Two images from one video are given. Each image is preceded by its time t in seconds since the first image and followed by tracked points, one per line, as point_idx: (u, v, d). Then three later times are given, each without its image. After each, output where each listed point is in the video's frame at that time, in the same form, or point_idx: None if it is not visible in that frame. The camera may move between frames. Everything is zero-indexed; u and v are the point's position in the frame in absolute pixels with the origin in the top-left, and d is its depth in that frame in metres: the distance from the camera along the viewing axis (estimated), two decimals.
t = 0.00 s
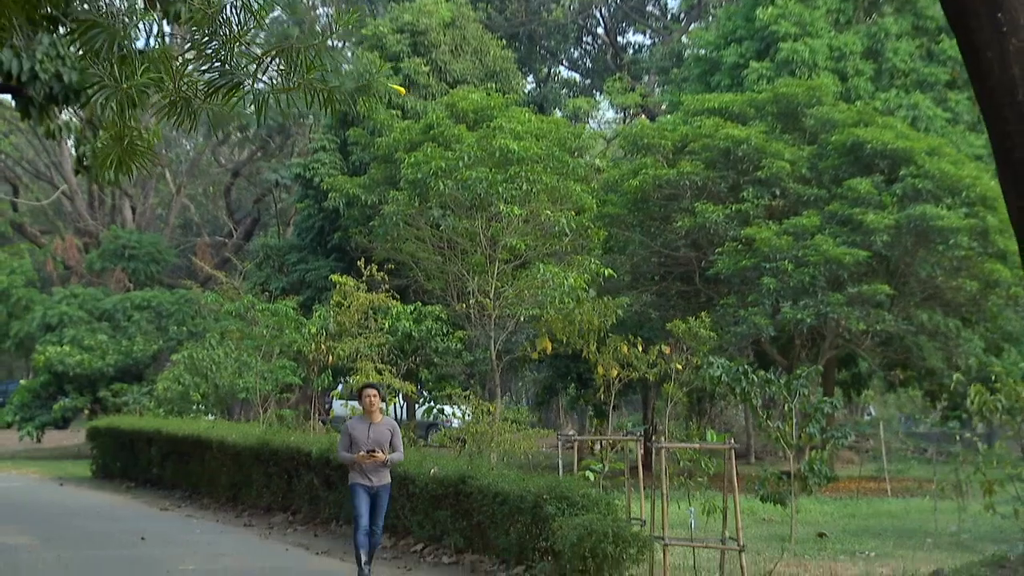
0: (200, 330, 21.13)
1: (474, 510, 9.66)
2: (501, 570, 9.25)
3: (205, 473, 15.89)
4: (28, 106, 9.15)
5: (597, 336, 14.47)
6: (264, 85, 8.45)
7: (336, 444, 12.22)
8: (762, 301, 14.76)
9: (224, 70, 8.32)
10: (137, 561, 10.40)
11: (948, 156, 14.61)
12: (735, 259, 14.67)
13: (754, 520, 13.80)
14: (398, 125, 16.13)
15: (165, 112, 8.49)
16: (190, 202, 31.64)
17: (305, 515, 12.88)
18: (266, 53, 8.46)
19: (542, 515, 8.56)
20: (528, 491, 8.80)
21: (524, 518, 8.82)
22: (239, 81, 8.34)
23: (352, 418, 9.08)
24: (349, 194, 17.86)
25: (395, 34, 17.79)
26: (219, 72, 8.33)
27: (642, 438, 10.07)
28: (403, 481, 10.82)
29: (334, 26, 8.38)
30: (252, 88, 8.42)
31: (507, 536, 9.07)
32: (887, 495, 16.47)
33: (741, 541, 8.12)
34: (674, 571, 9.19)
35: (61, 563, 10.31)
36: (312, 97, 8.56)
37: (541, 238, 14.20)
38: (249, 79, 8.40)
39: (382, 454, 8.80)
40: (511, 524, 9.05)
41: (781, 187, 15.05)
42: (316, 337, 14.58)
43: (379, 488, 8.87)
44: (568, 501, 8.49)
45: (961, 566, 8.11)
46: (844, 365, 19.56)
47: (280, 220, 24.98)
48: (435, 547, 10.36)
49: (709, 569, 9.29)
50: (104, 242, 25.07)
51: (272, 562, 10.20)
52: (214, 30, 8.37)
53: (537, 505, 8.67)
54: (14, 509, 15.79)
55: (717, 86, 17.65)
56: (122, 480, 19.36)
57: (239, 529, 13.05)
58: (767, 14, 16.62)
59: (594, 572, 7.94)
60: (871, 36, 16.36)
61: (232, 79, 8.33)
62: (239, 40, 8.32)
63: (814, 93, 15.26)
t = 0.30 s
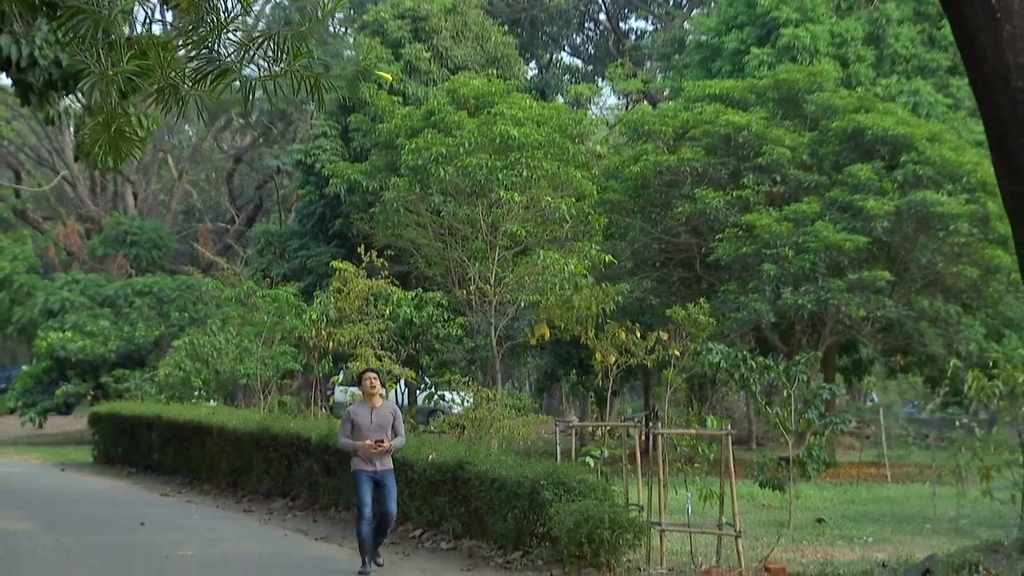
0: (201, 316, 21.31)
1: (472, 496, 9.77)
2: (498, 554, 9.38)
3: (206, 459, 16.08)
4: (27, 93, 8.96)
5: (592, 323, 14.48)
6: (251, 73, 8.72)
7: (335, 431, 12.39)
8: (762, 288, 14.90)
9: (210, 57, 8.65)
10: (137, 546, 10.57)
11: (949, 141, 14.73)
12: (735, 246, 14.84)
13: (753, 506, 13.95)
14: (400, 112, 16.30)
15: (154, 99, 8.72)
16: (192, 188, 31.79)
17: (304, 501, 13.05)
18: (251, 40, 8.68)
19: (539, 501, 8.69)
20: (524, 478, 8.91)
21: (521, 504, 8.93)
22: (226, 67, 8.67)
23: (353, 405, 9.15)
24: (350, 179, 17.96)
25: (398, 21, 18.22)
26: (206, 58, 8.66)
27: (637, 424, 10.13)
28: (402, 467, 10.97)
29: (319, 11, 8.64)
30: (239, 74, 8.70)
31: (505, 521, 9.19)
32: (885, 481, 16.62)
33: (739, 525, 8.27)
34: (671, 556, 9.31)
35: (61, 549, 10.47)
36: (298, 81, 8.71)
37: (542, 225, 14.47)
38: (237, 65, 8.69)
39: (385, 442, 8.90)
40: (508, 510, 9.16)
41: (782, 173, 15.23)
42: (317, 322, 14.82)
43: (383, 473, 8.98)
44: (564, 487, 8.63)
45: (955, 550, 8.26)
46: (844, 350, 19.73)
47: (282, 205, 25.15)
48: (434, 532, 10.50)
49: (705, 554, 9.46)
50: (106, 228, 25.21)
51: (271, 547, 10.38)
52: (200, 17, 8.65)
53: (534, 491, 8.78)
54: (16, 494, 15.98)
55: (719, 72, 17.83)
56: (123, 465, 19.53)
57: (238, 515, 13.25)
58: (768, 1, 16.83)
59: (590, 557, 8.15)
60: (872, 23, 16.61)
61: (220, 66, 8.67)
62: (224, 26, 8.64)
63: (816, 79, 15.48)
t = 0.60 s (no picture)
0: (204, 304, 21.44)
1: (470, 484, 9.87)
2: (496, 542, 9.44)
3: (208, 446, 16.21)
4: (27, 81, 8.24)
5: (591, 309, 14.67)
6: (240, 62, 8.93)
7: (335, 420, 12.51)
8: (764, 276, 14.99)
9: (199, 45, 8.88)
10: (137, 534, 10.67)
11: (950, 130, 14.92)
12: (736, 234, 14.96)
13: (754, 493, 14.08)
14: (401, 100, 16.40)
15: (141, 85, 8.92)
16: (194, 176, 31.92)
17: (305, 488, 13.19)
18: (240, 30, 8.88)
19: (537, 489, 8.77)
20: (522, 466, 8.98)
21: (520, 491, 9.00)
22: (215, 56, 8.88)
23: (360, 390, 8.83)
24: (352, 167, 18.00)
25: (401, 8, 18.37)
26: (196, 47, 8.87)
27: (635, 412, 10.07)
28: (402, 455, 11.09)
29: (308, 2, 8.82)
30: (227, 64, 8.92)
31: (503, 509, 9.26)
32: (885, 469, 16.74)
33: (738, 514, 8.42)
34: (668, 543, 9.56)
35: (61, 536, 10.57)
36: (286, 71, 8.93)
37: (544, 214, 14.70)
38: (225, 54, 8.91)
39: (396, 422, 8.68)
40: (506, 497, 9.23)
41: (783, 161, 15.38)
42: (315, 311, 14.77)
43: (389, 460, 8.75)
44: (563, 475, 8.74)
45: (949, 538, 8.39)
46: (847, 337, 19.79)
47: (286, 193, 25.29)
48: (433, 520, 10.59)
49: (703, 540, 9.65)
50: (108, 215, 25.31)
51: (270, 534, 10.51)
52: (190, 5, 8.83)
53: (533, 479, 8.87)
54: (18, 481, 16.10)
55: (721, 60, 17.98)
56: (125, 453, 19.69)
57: (239, 503, 13.38)
58: None
59: (587, 543, 8.34)
60: (874, 12, 16.89)
61: (209, 55, 8.88)
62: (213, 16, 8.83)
63: (818, 68, 15.67)
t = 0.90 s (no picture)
0: (206, 292, 21.58)
1: (468, 472, 10.02)
2: (493, 530, 9.58)
3: (209, 435, 16.36)
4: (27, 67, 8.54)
5: (589, 298, 14.81)
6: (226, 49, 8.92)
7: (335, 407, 12.66)
8: (764, 264, 15.13)
9: (187, 33, 8.81)
10: (138, 520, 10.80)
11: (951, 118, 15.05)
12: (737, 222, 15.10)
13: (753, 481, 14.25)
14: (402, 89, 16.51)
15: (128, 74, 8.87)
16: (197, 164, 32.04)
17: (305, 476, 13.35)
18: (227, 17, 8.87)
19: (533, 477, 8.90)
20: (520, 454, 9.13)
21: (517, 480, 9.13)
22: (202, 44, 8.82)
23: (375, 380, 8.84)
24: (354, 156, 18.12)
25: None
26: (182, 35, 8.81)
27: (632, 399, 10.19)
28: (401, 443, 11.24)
29: None
30: (214, 52, 8.90)
31: (500, 497, 9.41)
32: (885, 457, 16.92)
33: (735, 501, 8.59)
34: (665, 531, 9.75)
35: (61, 523, 10.67)
36: (275, 58, 9.03)
37: (545, 202, 14.87)
38: (211, 42, 8.88)
39: (409, 411, 8.64)
40: (504, 486, 9.36)
41: (785, 149, 15.52)
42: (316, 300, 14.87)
43: (404, 450, 8.74)
44: (559, 463, 8.87)
45: (942, 525, 8.56)
46: (848, 326, 19.93)
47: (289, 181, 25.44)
48: (431, 508, 10.73)
49: (700, 528, 9.84)
50: (110, 203, 25.42)
51: (271, 521, 10.65)
52: None
53: (529, 467, 8.99)
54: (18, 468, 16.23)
55: (722, 49, 18.13)
56: (127, 440, 19.87)
57: (240, 490, 13.54)
58: None
59: (583, 531, 8.49)
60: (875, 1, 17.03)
61: (196, 43, 8.82)
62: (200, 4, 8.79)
63: (819, 56, 15.79)
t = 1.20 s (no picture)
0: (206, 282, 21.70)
1: (464, 461, 10.17)
2: (488, 518, 9.72)
3: (207, 424, 16.51)
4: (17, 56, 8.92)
5: (585, 289, 14.94)
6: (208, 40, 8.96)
7: (331, 397, 12.80)
8: (762, 255, 15.26)
9: (170, 25, 8.78)
10: (134, 509, 10.94)
11: (949, 108, 15.25)
12: (735, 213, 15.23)
13: (750, 472, 14.40)
14: (401, 78, 16.63)
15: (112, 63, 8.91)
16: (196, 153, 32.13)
17: (302, 466, 13.51)
18: (210, 7, 8.87)
19: (528, 466, 9.04)
20: (514, 443, 9.27)
21: (512, 469, 9.28)
22: (186, 36, 8.82)
23: (378, 370, 8.98)
24: (352, 146, 18.19)
25: None
26: (166, 26, 8.78)
27: (627, 389, 10.29)
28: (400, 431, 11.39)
29: None
30: (197, 42, 8.92)
31: (495, 486, 9.54)
32: (881, 447, 17.10)
33: (728, 492, 8.74)
34: (659, 520, 9.93)
35: (58, 511, 10.79)
36: (256, 49, 9.12)
37: (543, 191, 15.02)
38: (194, 33, 8.86)
39: (412, 401, 8.77)
40: (499, 475, 9.52)
41: (783, 139, 15.67)
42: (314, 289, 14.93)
43: (408, 441, 8.83)
44: (553, 453, 8.97)
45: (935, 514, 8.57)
46: (845, 316, 20.07)
47: (288, 170, 25.56)
48: (427, 498, 10.87)
49: (694, 517, 10.03)
50: (109, 193, 25.51)
51: (264, 511, 10.79)
52: None
53: (524, 456, 9.14)
54: (16, 458, 16.36)
55: (721, 39, 18.25)
56: (125, 430, 20.03)
57: (236, 480, 13.70)
58: None
59: (577, 520, 8.62)
60: None
61: (180, 34, 8.81)
62: None
63: (817, 46, 15.93)
